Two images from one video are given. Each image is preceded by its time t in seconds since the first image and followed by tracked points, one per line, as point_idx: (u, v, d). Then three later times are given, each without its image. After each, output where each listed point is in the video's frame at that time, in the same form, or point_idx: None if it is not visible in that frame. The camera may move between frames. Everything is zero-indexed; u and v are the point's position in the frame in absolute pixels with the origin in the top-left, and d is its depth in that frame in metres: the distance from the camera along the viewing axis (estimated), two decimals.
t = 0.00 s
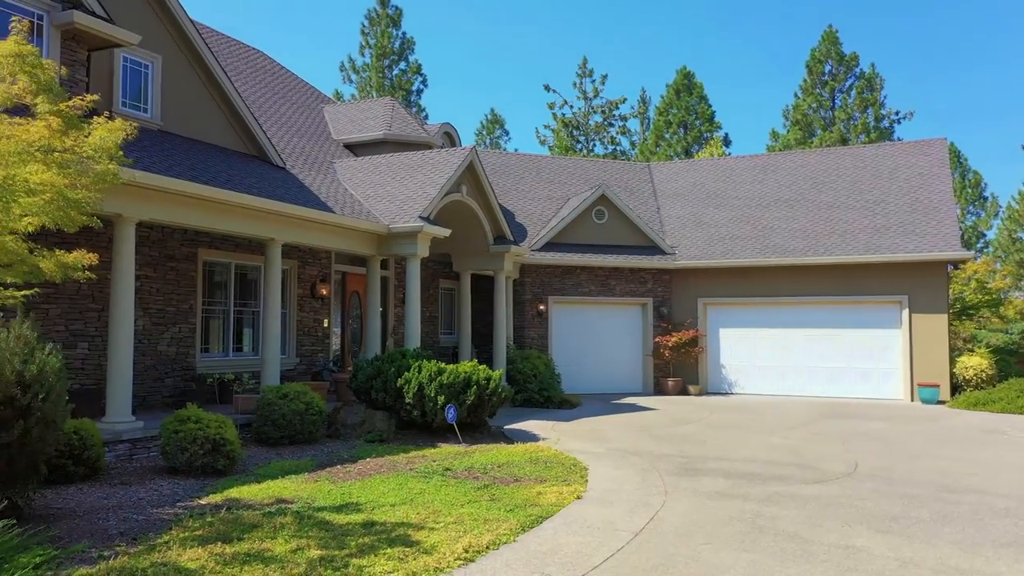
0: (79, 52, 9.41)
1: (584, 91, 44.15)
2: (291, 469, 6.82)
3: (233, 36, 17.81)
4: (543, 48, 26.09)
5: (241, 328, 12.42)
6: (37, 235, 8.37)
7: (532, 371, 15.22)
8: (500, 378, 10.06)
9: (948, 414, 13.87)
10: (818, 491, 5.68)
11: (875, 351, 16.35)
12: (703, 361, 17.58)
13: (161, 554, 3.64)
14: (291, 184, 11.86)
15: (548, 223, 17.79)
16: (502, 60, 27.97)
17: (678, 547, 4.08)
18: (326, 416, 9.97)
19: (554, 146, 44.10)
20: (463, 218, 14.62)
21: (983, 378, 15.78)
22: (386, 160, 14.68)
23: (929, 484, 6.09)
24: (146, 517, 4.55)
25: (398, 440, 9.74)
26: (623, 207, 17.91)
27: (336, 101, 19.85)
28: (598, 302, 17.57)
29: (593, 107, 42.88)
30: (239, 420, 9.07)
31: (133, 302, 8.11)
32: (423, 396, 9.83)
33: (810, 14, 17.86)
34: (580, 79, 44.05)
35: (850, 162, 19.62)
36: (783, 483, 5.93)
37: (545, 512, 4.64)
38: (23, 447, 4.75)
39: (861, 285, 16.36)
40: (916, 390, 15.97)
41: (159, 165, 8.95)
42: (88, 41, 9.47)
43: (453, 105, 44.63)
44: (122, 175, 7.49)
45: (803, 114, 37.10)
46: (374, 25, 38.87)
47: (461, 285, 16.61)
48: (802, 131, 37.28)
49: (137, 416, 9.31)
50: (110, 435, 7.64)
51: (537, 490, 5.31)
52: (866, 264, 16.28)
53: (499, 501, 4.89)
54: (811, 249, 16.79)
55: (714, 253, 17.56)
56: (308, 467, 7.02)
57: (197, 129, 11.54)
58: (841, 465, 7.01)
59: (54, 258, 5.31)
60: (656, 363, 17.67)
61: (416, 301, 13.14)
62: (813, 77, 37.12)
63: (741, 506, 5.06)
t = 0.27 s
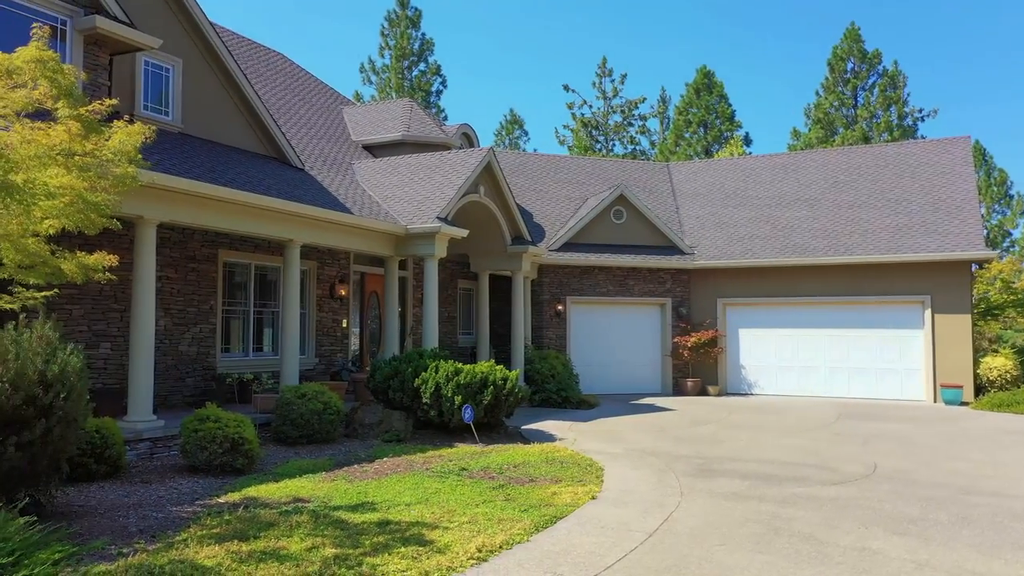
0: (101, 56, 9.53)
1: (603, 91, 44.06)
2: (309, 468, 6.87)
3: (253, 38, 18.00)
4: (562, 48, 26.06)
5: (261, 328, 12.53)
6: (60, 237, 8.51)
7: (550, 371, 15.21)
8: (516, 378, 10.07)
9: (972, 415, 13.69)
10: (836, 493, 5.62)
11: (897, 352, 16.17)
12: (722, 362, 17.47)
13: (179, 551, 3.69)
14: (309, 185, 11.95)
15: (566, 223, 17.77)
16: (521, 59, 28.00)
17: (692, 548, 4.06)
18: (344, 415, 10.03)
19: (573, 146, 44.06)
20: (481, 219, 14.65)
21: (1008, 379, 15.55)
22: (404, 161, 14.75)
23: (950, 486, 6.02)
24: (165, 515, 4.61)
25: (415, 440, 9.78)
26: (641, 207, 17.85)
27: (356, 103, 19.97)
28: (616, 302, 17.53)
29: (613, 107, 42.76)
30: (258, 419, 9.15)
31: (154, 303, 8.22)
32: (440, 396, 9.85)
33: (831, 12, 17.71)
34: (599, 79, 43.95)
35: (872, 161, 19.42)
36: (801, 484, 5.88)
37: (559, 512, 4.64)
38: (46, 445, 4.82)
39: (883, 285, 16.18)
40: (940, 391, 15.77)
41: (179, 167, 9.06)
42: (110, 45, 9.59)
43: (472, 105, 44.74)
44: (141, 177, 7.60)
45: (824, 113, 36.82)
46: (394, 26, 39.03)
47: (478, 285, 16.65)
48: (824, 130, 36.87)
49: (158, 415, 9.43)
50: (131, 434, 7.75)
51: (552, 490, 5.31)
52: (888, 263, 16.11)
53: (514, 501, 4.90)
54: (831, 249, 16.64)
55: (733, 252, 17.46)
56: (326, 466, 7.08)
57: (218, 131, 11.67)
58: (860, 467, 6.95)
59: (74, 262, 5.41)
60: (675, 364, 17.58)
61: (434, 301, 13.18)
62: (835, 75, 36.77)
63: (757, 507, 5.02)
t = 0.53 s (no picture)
0: (127, 60, 9.68)
1: (627, 90, 43.93)
2: (330, 467, 6.93)
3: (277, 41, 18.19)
4: (585, 47, 26.01)
5: (284, 328, 12.66)
6: (87, 238, 8.66)
7: (572, 371, 15.21)
8: (537, 378, 10.07)
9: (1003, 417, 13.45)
10: (858, 494, 5.56)
11: (926, 352, 15.93)
12: (746, 362, 17.33)
13: (200, 549, 3.74)
14: (332, 186, 12.04)
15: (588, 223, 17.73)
16: (544, 59, 27.99)
17: (709, 549, 4.04)
18: (366, 416, 10.08)
19: (596, 146, 43.97)
20: (503, 219, 14.66)
21: None
22: (426, 162, 14.81)
23: (975, 488, 5.92)
24: (188, 512, 4.67)
25: (436, 439, 9.82)
26: (664, 207, 17.76)
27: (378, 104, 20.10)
28: (638, 302, 17.46)
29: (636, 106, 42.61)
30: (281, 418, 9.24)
31: (178, 303, 8.33)
32: (460, 395, 9.89)
33: (857, 8, 17.49)
34: (622, 78, 43.81)
35: (899, 159, 19.16)
36: (822, 486, 5.82)
37: (576, 512, 4.64)
38: (71, 442, 4.91)
39: (910, 285, 15.95)
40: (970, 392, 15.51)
41: (203, 170, 9.18)
42: (136, 50, 9.73)
43: (495, 106, 44.83)
44: (164, 179, 7.71)
45: (851, 110, 36.44)
46: (417, 28, 39.17)
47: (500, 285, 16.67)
48: (850, 127, 36.55)
49: (183, 414, 9.55)
50: (156, 432, 7.87)
51: (571, 490, 5.31)
52: (915, 263, 15.86)
53: (532, 501, 4.90)
54: (857, 248, 16.43)
55: (756, 252, 17.31)
56: (346, 465, 7.13)
57: (241, 134, 11.80)
58: (884, 469, 6.85)
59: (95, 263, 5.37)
60: (698, 364, 17.48)
61: (455, 302, 13.21)
62: (862, 72, 36.30)
63: (776, 508, 4.99)
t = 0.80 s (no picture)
0: (155, 65, 9.85)
1: (653, 89, 43.73)
2: (353, 466, 6.99)
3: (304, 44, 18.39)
4: (610, 46, 25.95)
5: (310, 328, 12.78)
6: (116, 240, 8.82)
7: (596, 372, 15.17)
8: (559, 379, 10.05)
9: None
10: (883, 497, 5.47)
11: (957, 353, 15.63)
12: (772, 362, 17.15)
13: (222, 546, 3.79)
14: (356, 188, 12.14)
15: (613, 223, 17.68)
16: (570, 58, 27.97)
17: (727, 551, 4.01)
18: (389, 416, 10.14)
19: (622, 146, 43.83)
20: (527, 219, 14.67)
21: None
22: (450, 163, 14.87)
23: (1005, 492, 5.80)
24: (212, 510, 4.74)
25: (459, 439, 9.85)
26: (689, 206, 17.64)
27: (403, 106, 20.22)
28: (662, 302, 17.37)
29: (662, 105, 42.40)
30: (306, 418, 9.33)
31: (205, 304, 8.44)
32: (482, 395, 9.91)
33: (886, 4, 17.23)
34: (648, 77, 43.60)
35: (930, 156, 18.84)
36: (846, 488, 5.74)
37: (595, 513, 4.63)
38: (97, 441, 5.00)
39: (941, 284, 15.67)
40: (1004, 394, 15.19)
41: (229, 172, 9.31)
42: (163, 55, 9.90)
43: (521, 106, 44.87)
44: (189, 182, 7.83)
45: (882, 107, 35.93)
46: (442, 29, 39.31)
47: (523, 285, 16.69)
48: (881, 125, 36.13)
49: (210, 413, 9.69)
50: (183, 432, 8.00)
51: (590, 490, 5.30)
52: (946, 262, 15.58)
53: (552, 501, 4.90)
54: (886, 247, 16.18)
55: (783, 251, 17.13)
56: (369, 464, 7.18)
57: (267, 136, 11.92)
58: (912, 471, 6.74)
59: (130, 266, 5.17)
60: (723, 364, 17.35)
61: (478, 302, 13.24)
62: (892, 68, 35.74)
63: (797, 510, 4.94)
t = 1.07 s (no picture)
0: (175, 68, 9.97)
1: (673, 88, 43.51)
2: (369, 465, 7.05)
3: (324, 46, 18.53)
4: (630, 45, 25.86)
5: (329, 328, 12.87)
6: (137, 242, 8.95)
7: (614, 372, 15.13)
8: (577, 378, 10.03)
9: None
10: (902, 499, 5.41)
11: (982, 354, 15.40)
12: (793, 362, 17.01)
13: (237, 543, 3.83)
14: (374, 189, 12.20)
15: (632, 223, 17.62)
16: (589, 58, 27.90)
17: (740, 552, 3.99)
18: (407, 415, 10.18)
19: (642, 145, 43.66)
20: (545, 219, 14.66)
21: None
22: (468, 163, 14.90)
23: None
24: (229, 508, 4.80)
25: (476, 439, 9.87)
26: (709, 206, 17.54)
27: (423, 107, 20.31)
28: (681, 302, 17.27)
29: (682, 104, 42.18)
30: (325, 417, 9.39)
31: (224, 305, 8.53)
32: (499, 395, 9.92)
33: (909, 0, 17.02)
34: (669, 76, 43.41)
35: (955, 154, 18.58)
36: (865, 490, 5.68)
37: (609, 513, 4.63)
38: (116, 440, 5.06)
39: (965, 284, 15.45)
40: None
41: (248, 174, 9.39)
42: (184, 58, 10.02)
43: (541, 106, 44.84)
44: (205, 183, 7.92)
45: (906, 105, 35.50)
46: (462, 30, 39.39)
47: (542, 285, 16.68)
48: (905, 122, 35.64)
49: (230, 413, 9.79)
50: (203, 430, 8.09)
51: (605, 491, 5.29)
52: (970, 261, 15.36)
53: (566, 501, 4.90)
54: (908, 246, 15.98)
55: (803, 251, 16.98)
56: (386, 463, 7.23)
57: (286, 138, 12.03)
58: (933, 472, 6.65)
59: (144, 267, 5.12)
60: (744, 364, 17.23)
61: (496, 303, 13.24)
62: (916, 65, 35.24)
63: (813, 511, 4.90)
